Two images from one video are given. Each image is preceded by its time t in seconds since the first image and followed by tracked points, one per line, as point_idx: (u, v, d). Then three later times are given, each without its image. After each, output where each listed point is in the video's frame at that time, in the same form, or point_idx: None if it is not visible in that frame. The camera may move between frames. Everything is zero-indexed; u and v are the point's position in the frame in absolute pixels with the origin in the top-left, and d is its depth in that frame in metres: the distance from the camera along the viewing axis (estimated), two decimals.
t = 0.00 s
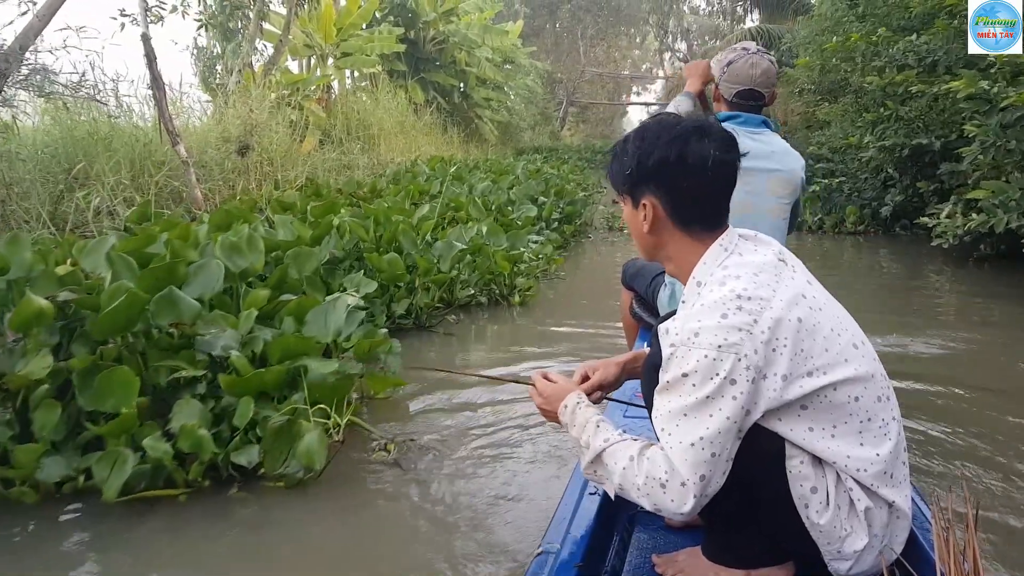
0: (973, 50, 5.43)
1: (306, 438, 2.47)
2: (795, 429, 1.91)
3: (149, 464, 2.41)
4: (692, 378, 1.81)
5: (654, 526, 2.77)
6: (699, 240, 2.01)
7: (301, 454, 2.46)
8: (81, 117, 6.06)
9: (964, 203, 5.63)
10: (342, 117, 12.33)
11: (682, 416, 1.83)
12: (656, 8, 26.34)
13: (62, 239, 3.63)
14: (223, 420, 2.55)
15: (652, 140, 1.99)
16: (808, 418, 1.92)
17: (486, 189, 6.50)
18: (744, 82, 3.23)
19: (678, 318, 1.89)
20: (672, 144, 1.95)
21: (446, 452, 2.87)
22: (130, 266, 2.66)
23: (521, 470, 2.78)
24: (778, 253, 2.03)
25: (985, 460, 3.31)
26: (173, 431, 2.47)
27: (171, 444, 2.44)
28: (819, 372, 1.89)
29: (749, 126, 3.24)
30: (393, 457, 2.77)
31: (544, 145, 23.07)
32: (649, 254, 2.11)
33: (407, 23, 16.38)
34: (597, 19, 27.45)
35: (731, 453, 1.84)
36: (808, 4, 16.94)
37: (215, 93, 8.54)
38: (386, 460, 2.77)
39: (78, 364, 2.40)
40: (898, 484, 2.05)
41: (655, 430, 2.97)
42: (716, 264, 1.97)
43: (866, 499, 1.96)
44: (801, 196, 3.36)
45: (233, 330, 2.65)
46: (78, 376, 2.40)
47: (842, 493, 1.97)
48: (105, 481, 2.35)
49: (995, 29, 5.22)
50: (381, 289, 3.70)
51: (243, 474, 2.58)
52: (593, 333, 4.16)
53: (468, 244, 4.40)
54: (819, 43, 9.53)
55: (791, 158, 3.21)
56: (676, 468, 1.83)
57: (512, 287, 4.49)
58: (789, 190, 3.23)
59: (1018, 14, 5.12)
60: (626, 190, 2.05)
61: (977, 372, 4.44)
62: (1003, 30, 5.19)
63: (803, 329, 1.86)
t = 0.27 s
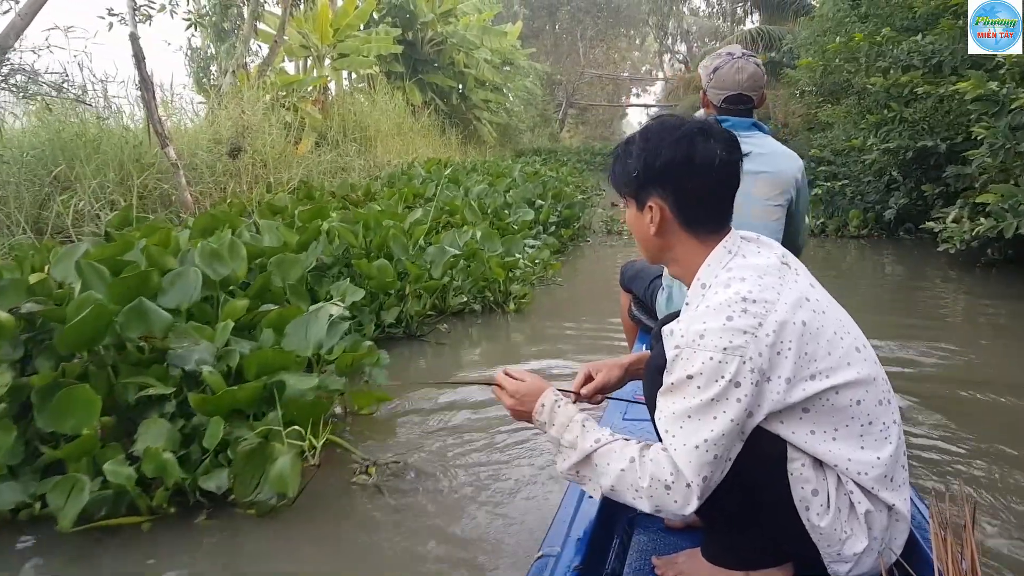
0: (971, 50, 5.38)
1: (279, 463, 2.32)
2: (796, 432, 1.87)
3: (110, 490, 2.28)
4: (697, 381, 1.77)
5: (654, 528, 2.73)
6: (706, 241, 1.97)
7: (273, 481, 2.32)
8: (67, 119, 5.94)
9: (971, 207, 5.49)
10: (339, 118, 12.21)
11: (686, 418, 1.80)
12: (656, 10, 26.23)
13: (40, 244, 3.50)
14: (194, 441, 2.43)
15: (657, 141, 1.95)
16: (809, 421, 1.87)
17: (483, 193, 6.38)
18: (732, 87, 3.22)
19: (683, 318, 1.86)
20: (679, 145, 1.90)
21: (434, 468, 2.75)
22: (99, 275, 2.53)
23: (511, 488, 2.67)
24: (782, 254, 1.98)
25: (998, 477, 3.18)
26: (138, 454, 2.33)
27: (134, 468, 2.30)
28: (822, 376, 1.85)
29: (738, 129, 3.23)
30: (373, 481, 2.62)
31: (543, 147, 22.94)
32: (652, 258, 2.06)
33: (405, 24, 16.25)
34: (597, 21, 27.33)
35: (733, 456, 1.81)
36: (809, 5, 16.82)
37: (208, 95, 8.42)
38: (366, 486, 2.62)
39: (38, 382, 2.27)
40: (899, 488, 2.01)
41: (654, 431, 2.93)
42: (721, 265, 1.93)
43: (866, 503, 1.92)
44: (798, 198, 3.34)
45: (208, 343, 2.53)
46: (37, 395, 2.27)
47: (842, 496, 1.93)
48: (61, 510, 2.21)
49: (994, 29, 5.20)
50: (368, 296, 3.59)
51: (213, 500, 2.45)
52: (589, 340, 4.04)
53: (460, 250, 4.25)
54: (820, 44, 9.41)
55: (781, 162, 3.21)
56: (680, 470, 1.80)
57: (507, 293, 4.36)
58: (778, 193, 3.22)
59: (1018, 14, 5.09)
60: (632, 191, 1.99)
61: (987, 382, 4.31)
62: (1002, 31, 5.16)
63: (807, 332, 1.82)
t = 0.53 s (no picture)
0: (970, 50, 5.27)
1: (247, 492, 2.16)
2: (800, 433, 1.89)
3: (65, 522, 2.09)
4: (703, 384, 1.79)
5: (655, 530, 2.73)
6: (716, 240, 2.05)
7: (240, 512, 2.15)
8: (53, 119, 5.80)
9: (980, 209, 5.35)
10: (335, 119, 12.06)
11: (695, 422, 1.81)
12: (656, 11, 26.11)
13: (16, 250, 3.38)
14: (159, 465, 2.27)
15: (668, 145, 1.99)
16: (812, 421, 1.90)
17: (479, 195, 6.24)
18: (726, 89, 3.26)
19: (687, 323, 1.88)
20: (693, 143, 1.99)
21: (426, 483, 2.64)
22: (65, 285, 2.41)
23: (506, 505, 2.54)
24: (781, 258, 2.02)
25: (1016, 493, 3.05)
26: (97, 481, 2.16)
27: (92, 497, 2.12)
28: (824, 377, 1.88)
29: (731, 132, 3.28)
30: (353, 509, 2.42)
31: (542, 148, 22.77)
32: (661, 263, 2.08)
33: (403, 25, 16.12)
34: (596, 22, 27.22)
35: (743, 458, 1.82)
36: (809, 6, 16.72)
37: (201, 95, 8.29)
38: (347, 514, 2.42)
39: None
40: (900, 487, 2.04)
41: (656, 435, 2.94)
42: (722, 269, 1.98)
43: (869, 502, 1.95)
44: (799, 198, 3.31)
45: (180, 358, 2.39)
46: None
47: (846, 497, 1.95)
48: (6, 547, 1.99)
49: (994, 29, 5.10)
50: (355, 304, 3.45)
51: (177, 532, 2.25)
52: (588, 346, 3.91)
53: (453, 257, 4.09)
54: (823, 45, 9.29)
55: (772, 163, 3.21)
56: (692, 475, 1.80)
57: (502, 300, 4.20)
58: (766, 195, 3.24)
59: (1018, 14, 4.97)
60: (649, 198, 1.99)
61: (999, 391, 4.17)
62: (1003, 31, 5.05)
63: (809, 334, 1.85)
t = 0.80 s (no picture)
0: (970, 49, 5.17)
1: (207, 526, 2.02)
2: (796, 434, 1.90)
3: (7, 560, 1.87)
4: (698, 388, 1.79)
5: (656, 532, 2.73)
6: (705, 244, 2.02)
7: (199, 548, 2.01)
8: (39, 120, 5.67)
9: (988, 212, 5.22)
10: (331, 120, 11.91)
11: (691, 427, 1.81)
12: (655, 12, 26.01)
13: None
14: (118, 493, 2.14)
15: (645, 157, 1.97)
16: (809, 422, 1.91)
17: (474, 197, 6.10)
18: (726, 91, 3.19)
19: (681, 329, 1.88)
20: (671, 150, 1.96)
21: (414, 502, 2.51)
22: (25, 297, 2.31)
23: (495, 527, 2.42)
24: (773, 261, 2.03)
25: None
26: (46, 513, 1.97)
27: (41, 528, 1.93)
28: (819, 378, 1.88)
29: (731, 134, 3.20)
30: (325, 539, 2.27)
31: (541, 150, 22.62)
32: (655, 274, 2.05)
33: (400, 25, 15.99)
34: (595, 23, 27.11)
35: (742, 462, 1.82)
36: (810, 6, 16.61)
37: (193, 96, 8.16)
38: (317, 545, 2.27)
39: None
40: (898, 486, 2.05)
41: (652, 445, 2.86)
42: (716, 272, 1.97)
43: (867, 502, 1.96)
44: (802, 202, 3.18)
45: (146, 374, 2.26)
46: None
47: (844, 497, 1.95)
48: None
49: (993, 29, 5.01)
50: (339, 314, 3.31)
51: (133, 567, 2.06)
52: (583, 355, 3.78)
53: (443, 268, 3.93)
54: (825, 45, 9.16)
55: (774, 162, 3.09)
56: (691, 479, 1.81)
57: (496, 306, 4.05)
58: (768, 197, 3.11)
59: (1018, 14, 4.90)
60: (633, 213, 1.96)
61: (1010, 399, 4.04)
62: (1003, 31, 4.98)
63: (803, 335, 1.85)
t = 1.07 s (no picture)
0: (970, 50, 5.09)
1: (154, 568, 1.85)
2: (792, 435, 1.86)
3: None
4: (694, 391, 1.75)
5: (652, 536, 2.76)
6: (699, 248, 1.98)
7: None
8: (22, 121, 5.54)
9: (996, 216, 5.08)
10: (327, 121, 11.76)
11: (686, 428, 1.77)
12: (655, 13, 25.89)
13: None
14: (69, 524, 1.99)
15: (635, 164, 1.94)
16: (804, 424, 1.87)
17: (469, 201, 5.96)
18: (739, 92, 3.17)
19: (677, 330, 1.84)
20: (658, 156, 1.93)
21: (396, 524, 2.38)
22: None
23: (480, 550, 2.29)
24: (770, 263, 1.98)
25: None
26: None
27: None
28: (815, 379, 1.84)
29: (741, 135, 3.14)
30: None
31: (540, 151, 22.47)
32: (651, 279, 2.01)
33: (398, 26, 15.86)
34: (595, 24, 27.00)
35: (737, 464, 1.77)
36: (811, 7, 16.49)
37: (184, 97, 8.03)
38: None
39: None
40: (895, 488, 2.01)
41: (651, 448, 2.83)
42: (710, 275, 1.93)
43: (864, 504, 1.91)
44: (799, 213, 3.10)
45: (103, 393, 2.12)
46: None
47: (840, 499, 1.91)
48: None
49: (994, 29, 4.94)
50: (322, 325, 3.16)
51: None
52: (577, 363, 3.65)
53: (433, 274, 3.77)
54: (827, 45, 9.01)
55: (777, 167, 3.03)
56: (686, 481, 1.76)
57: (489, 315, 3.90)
58: (767, 200, 3.04)
59: (1018, 14, 4.80)
60: (624, 220, 1.93)
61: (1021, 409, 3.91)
62: (1003, 31, 4.89)
63: (798, 337, 1.81)
